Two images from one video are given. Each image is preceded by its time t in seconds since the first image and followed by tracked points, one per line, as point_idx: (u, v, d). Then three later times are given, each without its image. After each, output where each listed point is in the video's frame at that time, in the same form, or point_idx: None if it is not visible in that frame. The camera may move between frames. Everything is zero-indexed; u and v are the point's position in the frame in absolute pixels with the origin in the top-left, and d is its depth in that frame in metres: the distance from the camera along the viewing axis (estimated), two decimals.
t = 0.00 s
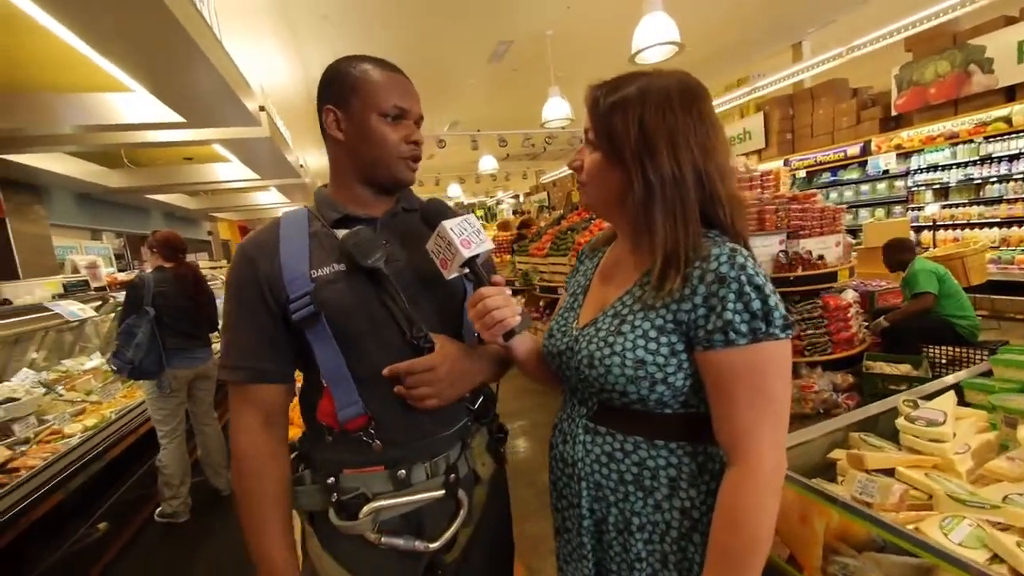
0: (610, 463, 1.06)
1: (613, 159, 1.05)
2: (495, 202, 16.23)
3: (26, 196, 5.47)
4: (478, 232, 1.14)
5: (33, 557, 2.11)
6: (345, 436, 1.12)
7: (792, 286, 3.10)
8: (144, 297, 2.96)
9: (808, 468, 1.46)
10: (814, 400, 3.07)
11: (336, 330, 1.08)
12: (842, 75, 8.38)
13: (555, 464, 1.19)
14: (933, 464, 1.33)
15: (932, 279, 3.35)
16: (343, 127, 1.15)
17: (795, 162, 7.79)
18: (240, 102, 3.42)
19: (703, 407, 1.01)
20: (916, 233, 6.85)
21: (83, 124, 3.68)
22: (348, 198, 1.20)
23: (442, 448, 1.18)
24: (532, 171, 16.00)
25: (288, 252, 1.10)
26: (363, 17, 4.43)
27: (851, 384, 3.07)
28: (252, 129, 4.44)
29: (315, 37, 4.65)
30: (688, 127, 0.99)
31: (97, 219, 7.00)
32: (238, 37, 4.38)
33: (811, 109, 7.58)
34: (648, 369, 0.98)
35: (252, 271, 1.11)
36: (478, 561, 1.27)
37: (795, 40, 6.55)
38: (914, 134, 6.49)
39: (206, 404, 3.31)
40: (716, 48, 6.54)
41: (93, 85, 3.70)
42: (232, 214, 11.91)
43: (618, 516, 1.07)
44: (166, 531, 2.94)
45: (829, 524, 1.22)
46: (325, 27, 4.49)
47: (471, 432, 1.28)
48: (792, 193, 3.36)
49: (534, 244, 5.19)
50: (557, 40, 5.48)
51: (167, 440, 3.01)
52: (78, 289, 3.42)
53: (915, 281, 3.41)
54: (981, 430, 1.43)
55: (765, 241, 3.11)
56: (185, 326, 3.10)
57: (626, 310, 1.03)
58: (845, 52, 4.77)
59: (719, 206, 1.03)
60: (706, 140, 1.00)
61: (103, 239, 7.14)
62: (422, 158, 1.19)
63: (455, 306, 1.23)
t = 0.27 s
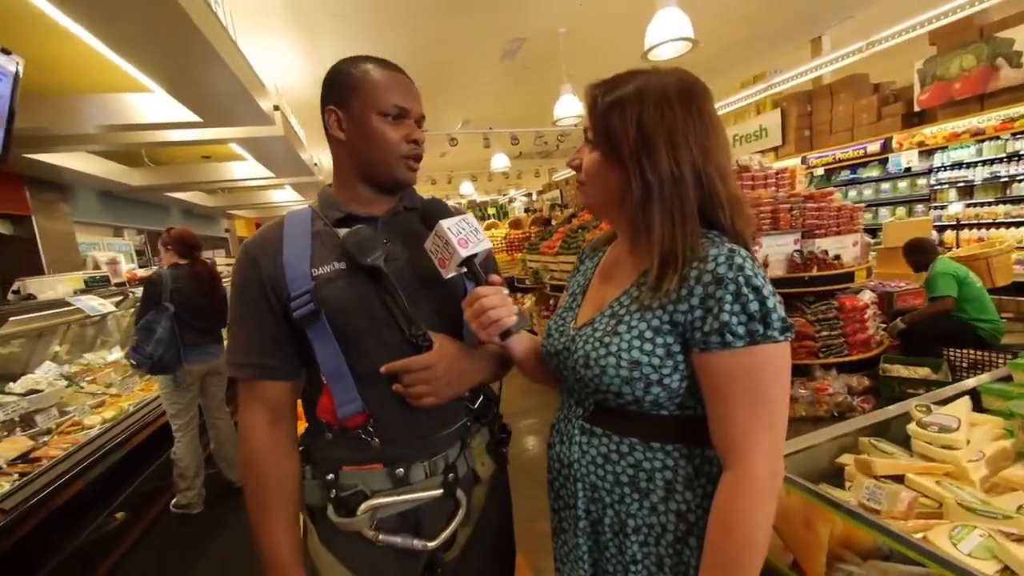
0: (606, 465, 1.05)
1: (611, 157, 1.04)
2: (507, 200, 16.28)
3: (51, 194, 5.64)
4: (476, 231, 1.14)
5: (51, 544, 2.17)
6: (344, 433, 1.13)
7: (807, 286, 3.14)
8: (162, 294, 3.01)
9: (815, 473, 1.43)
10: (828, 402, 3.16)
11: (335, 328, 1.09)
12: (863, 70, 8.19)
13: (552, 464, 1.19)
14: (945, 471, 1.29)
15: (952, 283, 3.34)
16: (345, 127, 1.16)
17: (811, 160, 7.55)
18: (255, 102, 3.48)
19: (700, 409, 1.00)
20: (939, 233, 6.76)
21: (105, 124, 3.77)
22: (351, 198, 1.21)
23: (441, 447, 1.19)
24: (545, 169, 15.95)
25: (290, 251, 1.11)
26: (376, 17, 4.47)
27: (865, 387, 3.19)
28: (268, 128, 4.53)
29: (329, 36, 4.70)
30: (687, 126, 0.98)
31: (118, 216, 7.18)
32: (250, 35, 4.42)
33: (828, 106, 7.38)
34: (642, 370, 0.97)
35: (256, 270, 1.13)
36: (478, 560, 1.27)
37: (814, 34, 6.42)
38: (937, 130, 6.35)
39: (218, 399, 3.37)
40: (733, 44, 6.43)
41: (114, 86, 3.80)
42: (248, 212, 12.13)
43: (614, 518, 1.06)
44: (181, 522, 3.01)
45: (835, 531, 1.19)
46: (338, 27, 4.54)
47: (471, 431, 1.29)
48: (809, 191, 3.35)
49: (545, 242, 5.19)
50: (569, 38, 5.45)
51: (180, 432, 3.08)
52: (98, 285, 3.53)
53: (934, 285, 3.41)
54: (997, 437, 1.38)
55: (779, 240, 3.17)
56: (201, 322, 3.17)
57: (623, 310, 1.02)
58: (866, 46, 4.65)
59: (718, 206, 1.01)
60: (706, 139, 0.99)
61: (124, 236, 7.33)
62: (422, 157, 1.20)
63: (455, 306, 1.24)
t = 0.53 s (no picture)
0: (601, 466, 1.05)
1: (609, 157, 1.03)
2: (522, 198, 16.30)
3: (77, 191, 5.81)
4: (475, 231, 1.15)
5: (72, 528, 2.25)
6: (344, 429, 1.14)
7: (822, 288, 3.12)
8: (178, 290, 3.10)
9: (822, 479, 1.40)
10: (843, 408, 3.07)
11: (335, 325, 1.11)
12: (888, 66, 7.98)
13: (548, 465, 1.20)
14: (957, 482, 1.25)
15: (982, 287, 3.28)
16: (348, 127, 1.17)
17: (832, 159, 7.41)
18: (271, 101, 3.54)
19: (696, 413, 0.99)
20: (965, 236, 6.51)
21: (128, 123, 3.87)
22: (354, 198, 1.22)
23: (440, 445, 1.19)
24: (559, 168, 15.92)
25: (293, 249, 1.13)
26: (392, 16, 4.52)
27: (884, 393, 3.08)
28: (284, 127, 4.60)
29: (345, 36, 4.76)
30: (687, 125, 0.96)
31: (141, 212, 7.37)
32: (267, 34, 4.48)
33: (852, 103, 7.21)
34: (637, 372, 0.96)
35: (260, 268, 1.15)
36: (478, 559, 1.27)
37: (836, 30, 6.27)
38: (966, 129, 6.13)
39: (230, 392, 3.40)
40: (752, 41, 6.33)
41: (136, 86, 3.91)
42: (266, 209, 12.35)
43: (608, 520, 1.06)
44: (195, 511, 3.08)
45: (838, 540, 1.15)
46: (353, 27, 4.59)
47: (470, 430, 1.29)
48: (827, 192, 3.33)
49: (557, 241, 5.19)
50: (584, 36, 5.43)
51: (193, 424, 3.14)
52: (119, 279, 3.64)
53: (962, 288, 3.35)
54: (1014, 448, 1.33)
55: (794, 241, 3.16)
56: (216, 317, 3.22)
57: (620, 311, 1.02)
58: (889, 42, 4.54)
59: (718, 206, 0.99)
60: (706, 139, 0.97)
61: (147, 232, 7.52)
62: (425, 157, 1.20)
63: (455, 305, 1.24)
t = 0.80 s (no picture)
0: (599, 469, 1.04)
1: (612, 158, 1.02)
2: (533, 198, 16.32)
3: (97, 190, 5.95)
4: (476, 234, 1.15)
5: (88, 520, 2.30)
6: (346, 428, 1.15)
7: (836, 292, 3.07)
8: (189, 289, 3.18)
9: (829, 486, 1.37)
10: (858, 413, 3.07)
11: (338, 325, 1.12)
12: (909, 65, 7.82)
13: (547, 467, 1.19)
14: (970, 492, 1.21)
15: (996, 290, 3.21)
16: (353, 129, 1.18)
17: (849, 160, 7.25)
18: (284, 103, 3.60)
19: (695, 418, 0.97)
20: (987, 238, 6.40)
21: (146, 124, 3.95)
22: (359, 200, 1.22)
23: (441, 444, 1.19)
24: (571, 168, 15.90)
25: (298, 249, 1.14)
26: (404, 18, 4.55)
27: (900, 399, 3.05)
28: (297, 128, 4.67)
29: (357, 38, 4.81)
30: (692, 127, 0.95)
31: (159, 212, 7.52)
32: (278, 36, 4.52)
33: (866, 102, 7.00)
34: (635, 375, 0.95)
35: (266, 267, 1.16)
36: (479, 559, 1.27)
37: (855, 28, 6.16)
38: (988, 128, 6.01)
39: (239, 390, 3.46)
40: (768, 39, 6.24)
41: (154, 88, 4.00)
42: (280, 209, 12.53)
43: (606, 523, 1.05)
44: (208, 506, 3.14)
45: (845, 549, 1.12)
46: (366, 29, 4.64)
47: (471, 431, 1.29)
48: (842, 193, 3.25)
49: (567, 242, 5.18)
50: (595, 36, 5.41)
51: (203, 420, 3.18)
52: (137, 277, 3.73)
53: (976, 292, 3.28)
54: None
55: (807, 243, 3.12)
56: (226, 317, 3.25)
57: (619, 313, 1.01)
58: (909, 40, 4.44)
59: (721, 209, 0.98)
60: (711, 141, 0.96)
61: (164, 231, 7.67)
62: (429, 158, 1.20)
63: (456, 307, 1.24)
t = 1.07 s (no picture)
0: (595, 466, 1.04)
1: (619, 153, 1.01)
2: (543, 196, 16.31)
3: (111, 183, 6.05)
4: (474, 230, 1.15)
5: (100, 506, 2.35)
6: (344, 421, 1.16)
7: (844, 295, 3.04)
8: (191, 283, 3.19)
9: (830, 491, 1.36)
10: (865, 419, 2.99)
11: (336, 320, 1.12)
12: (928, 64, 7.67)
13: (544, 462, 1.19)
14: (973, 501, 1.19)
15: (1005, 295, 3.20)
16: (350, 125, 1.19)
17: (863, 161, 7.16)
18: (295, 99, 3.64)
19: (694, 418, 0.97)
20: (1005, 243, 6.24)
21: (159, 119, 4.03)
22: (359, 196, 1.23)
23: (437, 440, 1.20)
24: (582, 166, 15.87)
25: (300, 243, 1.15)
26: (415, 15, 4.57)
27: (909, 404, 2.97)
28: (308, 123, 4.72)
29: (368, 34, 4.83)
30: (703, 125, 0.93)
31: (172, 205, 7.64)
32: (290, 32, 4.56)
33: (885, 103, 6.89)
34: (634, 371, 0.95)
35: (267, 262, 1.18)
36: (476, 554, 1.27)
37: (873, 27, 6.05)
38: (1008, 131, 5.84)
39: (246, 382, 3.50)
40: (783, 38, 6.15)
41: (169, 83, 4.06)
42: (292, 204, 12.66)
43: (601, 520, 1.05)
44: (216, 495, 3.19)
45: (844, 555, 1.10)
46: (377, 25, 4.66)
47: (469, 426, 1.28)
48: (855, 194, 3.20)
49: (575, 240, 5.18)
50: (607, 34, 5.38)
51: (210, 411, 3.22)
52: (150, 269, 3.80)
53: (985, 298, 3.27)
54: None
55: (817, 245, 3.07)
56: (229, 311, 3.30)
57: (620, 309, 1.00)
58: (928, 40, 4.35)
59: (728, 209, 0.97)
60: (722, 140, 0.94)
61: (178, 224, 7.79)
62: (423, 153, 1.20)
63: (454, 303, 1.24)
